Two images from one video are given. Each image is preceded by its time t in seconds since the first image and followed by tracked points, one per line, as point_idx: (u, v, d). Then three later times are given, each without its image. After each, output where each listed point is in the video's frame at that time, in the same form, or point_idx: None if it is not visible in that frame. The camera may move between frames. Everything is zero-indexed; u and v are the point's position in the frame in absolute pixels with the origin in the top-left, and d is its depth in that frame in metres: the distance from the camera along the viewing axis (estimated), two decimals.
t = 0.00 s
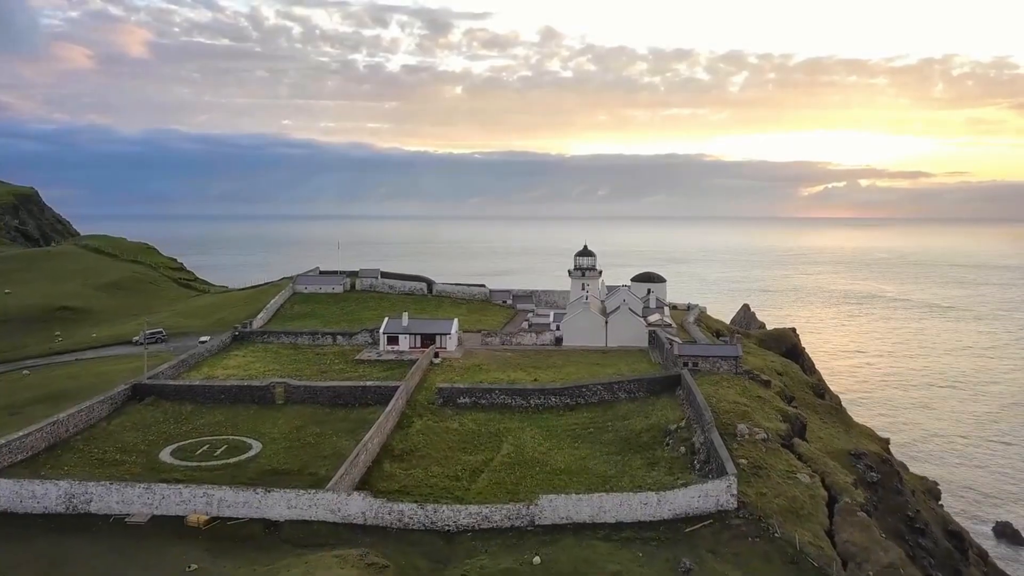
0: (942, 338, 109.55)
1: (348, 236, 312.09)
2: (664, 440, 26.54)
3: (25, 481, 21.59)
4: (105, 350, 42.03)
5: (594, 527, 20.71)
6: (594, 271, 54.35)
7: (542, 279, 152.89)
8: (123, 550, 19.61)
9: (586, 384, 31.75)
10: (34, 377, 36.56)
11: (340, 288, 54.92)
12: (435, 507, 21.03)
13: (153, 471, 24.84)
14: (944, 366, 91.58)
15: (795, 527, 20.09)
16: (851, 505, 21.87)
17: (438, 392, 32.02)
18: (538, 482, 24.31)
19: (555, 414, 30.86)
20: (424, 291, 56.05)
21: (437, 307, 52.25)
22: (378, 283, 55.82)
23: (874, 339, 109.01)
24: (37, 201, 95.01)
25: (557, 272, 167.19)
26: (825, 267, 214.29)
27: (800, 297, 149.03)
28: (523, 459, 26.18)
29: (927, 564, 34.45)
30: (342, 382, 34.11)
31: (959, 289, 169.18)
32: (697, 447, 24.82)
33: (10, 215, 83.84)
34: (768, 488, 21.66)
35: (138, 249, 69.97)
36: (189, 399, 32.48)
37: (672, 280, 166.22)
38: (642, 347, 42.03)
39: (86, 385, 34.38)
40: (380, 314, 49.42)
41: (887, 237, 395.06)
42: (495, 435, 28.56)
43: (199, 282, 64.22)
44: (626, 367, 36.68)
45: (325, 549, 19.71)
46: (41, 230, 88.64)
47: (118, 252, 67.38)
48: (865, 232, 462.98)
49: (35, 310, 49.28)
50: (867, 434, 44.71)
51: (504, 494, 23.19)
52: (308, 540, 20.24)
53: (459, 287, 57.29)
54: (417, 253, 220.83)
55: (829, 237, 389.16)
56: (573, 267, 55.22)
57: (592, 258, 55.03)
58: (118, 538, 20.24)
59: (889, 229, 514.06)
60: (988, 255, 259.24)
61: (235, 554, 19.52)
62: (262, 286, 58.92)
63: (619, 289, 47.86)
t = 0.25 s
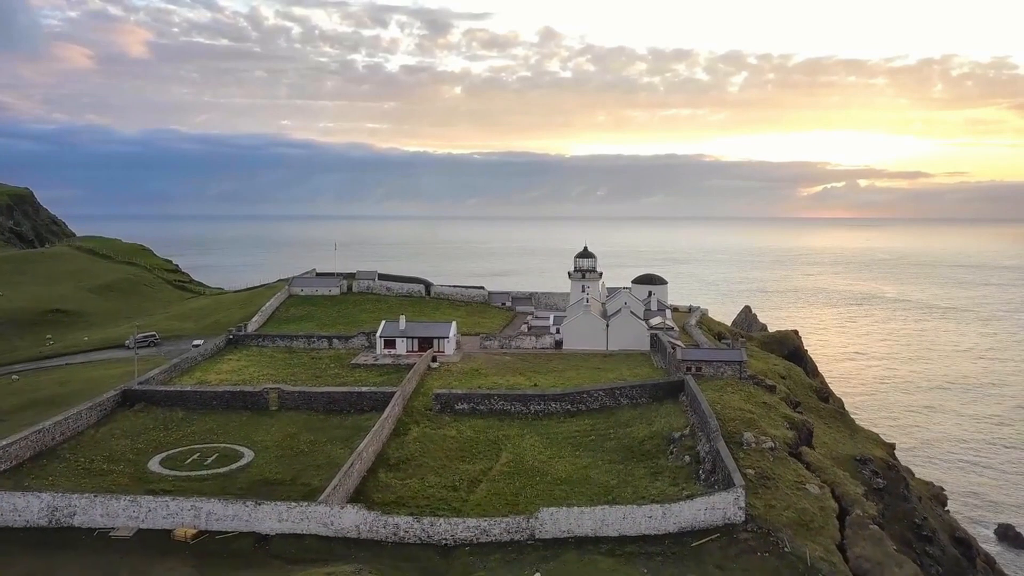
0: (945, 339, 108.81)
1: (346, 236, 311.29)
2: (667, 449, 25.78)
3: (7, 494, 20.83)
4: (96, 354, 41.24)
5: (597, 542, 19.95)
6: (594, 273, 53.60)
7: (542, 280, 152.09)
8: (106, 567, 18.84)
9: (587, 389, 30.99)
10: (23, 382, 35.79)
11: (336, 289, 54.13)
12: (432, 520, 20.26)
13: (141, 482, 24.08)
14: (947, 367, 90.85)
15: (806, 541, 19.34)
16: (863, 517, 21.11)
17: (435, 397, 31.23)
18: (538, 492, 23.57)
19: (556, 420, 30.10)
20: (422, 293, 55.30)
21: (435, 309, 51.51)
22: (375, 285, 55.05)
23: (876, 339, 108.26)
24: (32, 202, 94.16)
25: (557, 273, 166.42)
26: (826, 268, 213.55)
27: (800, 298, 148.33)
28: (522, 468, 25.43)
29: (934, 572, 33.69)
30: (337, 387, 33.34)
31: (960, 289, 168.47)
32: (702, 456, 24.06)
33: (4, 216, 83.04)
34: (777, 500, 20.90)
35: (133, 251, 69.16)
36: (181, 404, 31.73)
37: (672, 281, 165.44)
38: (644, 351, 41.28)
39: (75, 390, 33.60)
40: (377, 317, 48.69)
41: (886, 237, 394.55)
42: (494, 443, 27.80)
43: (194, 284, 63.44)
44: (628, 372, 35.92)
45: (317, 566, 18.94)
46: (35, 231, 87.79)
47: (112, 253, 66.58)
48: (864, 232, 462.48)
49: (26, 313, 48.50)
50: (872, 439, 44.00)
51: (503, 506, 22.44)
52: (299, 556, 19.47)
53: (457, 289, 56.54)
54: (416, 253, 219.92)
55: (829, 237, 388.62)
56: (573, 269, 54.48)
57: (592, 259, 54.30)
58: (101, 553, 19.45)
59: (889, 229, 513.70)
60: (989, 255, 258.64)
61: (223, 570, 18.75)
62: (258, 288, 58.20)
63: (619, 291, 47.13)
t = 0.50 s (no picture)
0: (947, 339, 108.01)
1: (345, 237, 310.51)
2: (672, 458, 24.96)
3: None
4: (87, 357, 40.36)
5: (600, 557, 19.12)
6: (594, 275, 52.76)
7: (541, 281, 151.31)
8: None
9: (589, 395, 30.15)
10: (10, 386, 34.92)
11: (333, 291, 53.30)
12: (428, 535, 19.42)
13: (127, 493, 23.21)
14: (950, 367, 90.02)
15: (819, 557, 18.51)
16: (877, 532, 20.27)
17: (432, 404, 30.39)
18: (539, 504, 22.74)
19: (556, 427, 29.27)
20: (420, 294, 54.45)
21: (433, 312, 50.68)
22: (372, 286, 54.21)
23: (878, 340, 107.43)
24: (27, 203, 93.31)
25: (557, 273, 165.63)
26: (826, 268, 212.73)
27: (801, 299, 147.57)
28: (523, 478, 24.60)
29: None
30: (332, 393, 32.49)
31: (962, 289, 167.67)
32: (708, 466, 23.23)
33: None
34: (787, 513, 20.06)
35: (128, 252, 68.30)
36: (171, 411, 30.88)
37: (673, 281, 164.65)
38: (646, 355, 40.46)
39: (63, 394, 32.74)
40: (374, 320, 47.85)
41: (886, 237, 393.96)
42: (493, 452, 26.97)
43: (189, 285, 62.60)
44: (630, 377, 35.09)
45: None
46: (31, 232, 86.93)
47: (107, 255, 65.73)
48: (864, 232, 461.84)
49: (17, 316, 47.62)
50: (878, 444, 43.21)
51: (502, 520, 21.59)
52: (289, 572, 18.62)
53: (456, 291, 55.70)
54: (415, 254, 219.00)
55: (829, 237, 387.96)
56: (573, 271, 53.64)
57: (593, 261, 53.50)
58: (81, 570, 18.60)
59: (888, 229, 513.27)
60: (989, 256, 257.92)
61: None
62: (253, 290, 57.40)
63: (621, 294, 46.31)
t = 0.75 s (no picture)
0: (949, 340, 107.39)
1: (344, 237, 309.90)
2: (675, 465, 24.28)
3: None
4: (78, 360, 39.64)
5: (602, 571, 18.43)
6: (594, 276, 52.05)
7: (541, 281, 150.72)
8: None
9: (590, 400, 29.46)
10: None
11: (329, 293, 52.59)
12: (424, 547, 18.73)
13: (114, 502, 22.51)
14: (953, 368, 89.33)
15: (830, 571, 17.82)
16: (889, 544, 19.58)
17: (430, 409, 29.70)
18: (539, 513, 22.05)
19: (557, 433, 28.59)
20: (418, 296, 53.77)
21: (432, 313, 50.03)
22: (370, 288, 53.51)
23: (880, 340, 106.81)
24: (22, 203, 92.49)
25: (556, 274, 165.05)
26: (826, 269, 212.29)
27: (802, 299, 146.93)
28: (522, 487, 23.92)
29: None
30: (326, 397, 31.81)
31: (963, 290, 167.12)
32: (713, 474, 22.56)
33: None
34: (796, 524, 19.38)
35: (123, 253, 67.55)
36: (162, 416, 30.17)
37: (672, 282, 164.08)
38: (648, 357, 39.78)
39: (52, 399, 32.03)
40: (371, 323, 47.19)
41: (886, 238, 393.49)
42: (491, 459, 26.29)
43: (185, 286, 61.89)
44: (631, 381, 34.39)
45: None
46: (25, 232, 86.11)
47: (102, 255, 64.98)
48: (864, 232, 461.35)
49: (9, 318, 46.88)
50: (884, 449, 42.58)
51: (501, 531, 20.90)
52: None
53: (454, 292, 54.99)
54: (414, 254, 218.43)
55: (828, 238, 387.60)
56: (573, 272, 52.95)
57: (593, 262, 52.82)
58: None
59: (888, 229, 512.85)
60: (989, 256, 257.58)
61: None
62: (250, 291, 56.76)
63: (622, 295, 45.64)
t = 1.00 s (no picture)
0: (951, 340, 106.79)
1: (343, 237, 309.33)
2: (679, 473, 23.59)
3: None
4: (69, 363, 38.94)
5: None
6: (595, 277, 51.36)
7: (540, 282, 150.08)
8: None
9: (591, 405, 28.76)
10: None
11: (326, 294, 51.90)
12: (419, 560, 18.00)
13: (100, 512, 21.80)
14: (955, 369, 88.69)
15: None
16: (902, 557, 18.86)
17: (427, 414, 28.98)
18: (539, 523, 21.35)
19: (557, 439, 27.89)
20: (416, 297, 53.09)
21: (430, 315, 49.36)
22: (367, 289, 52.81)
23: (881, 341, 106.22)
24: (18, 203, 91.73)
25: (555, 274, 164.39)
26: (826, 269, 211.78)
27: (802, 300, 146.29)
28: (522, 496, 23.21)
29: None
30: (321, 402, 31.13)
31: (964, 290, 166.54)
32: (718, 483, 21.86)
33: None
34: (806, 536, 18.66)
35: (118, 254, 66.85)
36: (153, 421, 29.47)
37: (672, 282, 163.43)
38: (649, 360, 39.10)
39: (41, 403, 31.34)
40: (368, 325, 46.52)
41: (885, 238, 393.03)
42: (490, 466, 25.59)
43: (180, 288, 61.18)
44: (633, 385, 33.67)
45: None
46: (20, 233, 85.36)
47: (96, 256, 64.27)
48: (863, 233, 460.87)
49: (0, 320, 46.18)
50: (889, 453, 41.87)
51: (499, 542, 20.17)
52: None
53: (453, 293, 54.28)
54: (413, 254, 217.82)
55: (828, 238, 387.13)
56: (573, 273, 52.24)
57: (593, 263, 52.13)
58: None
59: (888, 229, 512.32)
60: (990, 256, 256.99)
61: None
62: (246, 292, 56.06)
63: (622, 297, 44.94)
